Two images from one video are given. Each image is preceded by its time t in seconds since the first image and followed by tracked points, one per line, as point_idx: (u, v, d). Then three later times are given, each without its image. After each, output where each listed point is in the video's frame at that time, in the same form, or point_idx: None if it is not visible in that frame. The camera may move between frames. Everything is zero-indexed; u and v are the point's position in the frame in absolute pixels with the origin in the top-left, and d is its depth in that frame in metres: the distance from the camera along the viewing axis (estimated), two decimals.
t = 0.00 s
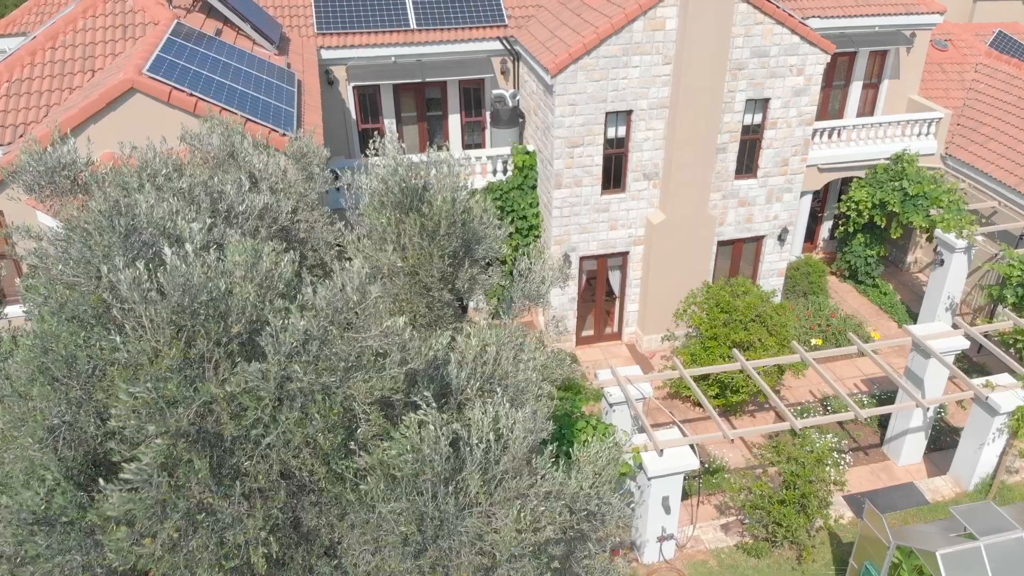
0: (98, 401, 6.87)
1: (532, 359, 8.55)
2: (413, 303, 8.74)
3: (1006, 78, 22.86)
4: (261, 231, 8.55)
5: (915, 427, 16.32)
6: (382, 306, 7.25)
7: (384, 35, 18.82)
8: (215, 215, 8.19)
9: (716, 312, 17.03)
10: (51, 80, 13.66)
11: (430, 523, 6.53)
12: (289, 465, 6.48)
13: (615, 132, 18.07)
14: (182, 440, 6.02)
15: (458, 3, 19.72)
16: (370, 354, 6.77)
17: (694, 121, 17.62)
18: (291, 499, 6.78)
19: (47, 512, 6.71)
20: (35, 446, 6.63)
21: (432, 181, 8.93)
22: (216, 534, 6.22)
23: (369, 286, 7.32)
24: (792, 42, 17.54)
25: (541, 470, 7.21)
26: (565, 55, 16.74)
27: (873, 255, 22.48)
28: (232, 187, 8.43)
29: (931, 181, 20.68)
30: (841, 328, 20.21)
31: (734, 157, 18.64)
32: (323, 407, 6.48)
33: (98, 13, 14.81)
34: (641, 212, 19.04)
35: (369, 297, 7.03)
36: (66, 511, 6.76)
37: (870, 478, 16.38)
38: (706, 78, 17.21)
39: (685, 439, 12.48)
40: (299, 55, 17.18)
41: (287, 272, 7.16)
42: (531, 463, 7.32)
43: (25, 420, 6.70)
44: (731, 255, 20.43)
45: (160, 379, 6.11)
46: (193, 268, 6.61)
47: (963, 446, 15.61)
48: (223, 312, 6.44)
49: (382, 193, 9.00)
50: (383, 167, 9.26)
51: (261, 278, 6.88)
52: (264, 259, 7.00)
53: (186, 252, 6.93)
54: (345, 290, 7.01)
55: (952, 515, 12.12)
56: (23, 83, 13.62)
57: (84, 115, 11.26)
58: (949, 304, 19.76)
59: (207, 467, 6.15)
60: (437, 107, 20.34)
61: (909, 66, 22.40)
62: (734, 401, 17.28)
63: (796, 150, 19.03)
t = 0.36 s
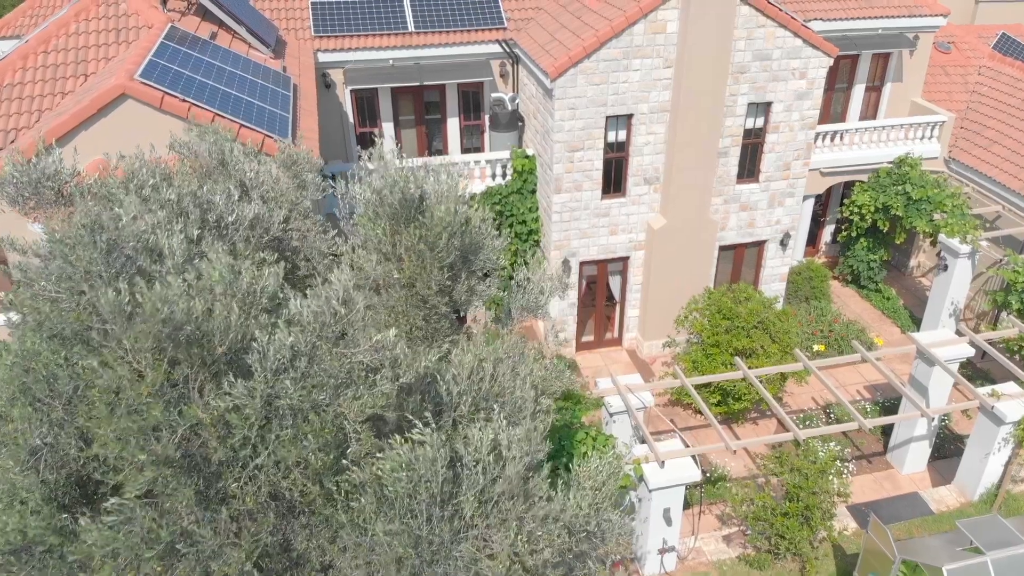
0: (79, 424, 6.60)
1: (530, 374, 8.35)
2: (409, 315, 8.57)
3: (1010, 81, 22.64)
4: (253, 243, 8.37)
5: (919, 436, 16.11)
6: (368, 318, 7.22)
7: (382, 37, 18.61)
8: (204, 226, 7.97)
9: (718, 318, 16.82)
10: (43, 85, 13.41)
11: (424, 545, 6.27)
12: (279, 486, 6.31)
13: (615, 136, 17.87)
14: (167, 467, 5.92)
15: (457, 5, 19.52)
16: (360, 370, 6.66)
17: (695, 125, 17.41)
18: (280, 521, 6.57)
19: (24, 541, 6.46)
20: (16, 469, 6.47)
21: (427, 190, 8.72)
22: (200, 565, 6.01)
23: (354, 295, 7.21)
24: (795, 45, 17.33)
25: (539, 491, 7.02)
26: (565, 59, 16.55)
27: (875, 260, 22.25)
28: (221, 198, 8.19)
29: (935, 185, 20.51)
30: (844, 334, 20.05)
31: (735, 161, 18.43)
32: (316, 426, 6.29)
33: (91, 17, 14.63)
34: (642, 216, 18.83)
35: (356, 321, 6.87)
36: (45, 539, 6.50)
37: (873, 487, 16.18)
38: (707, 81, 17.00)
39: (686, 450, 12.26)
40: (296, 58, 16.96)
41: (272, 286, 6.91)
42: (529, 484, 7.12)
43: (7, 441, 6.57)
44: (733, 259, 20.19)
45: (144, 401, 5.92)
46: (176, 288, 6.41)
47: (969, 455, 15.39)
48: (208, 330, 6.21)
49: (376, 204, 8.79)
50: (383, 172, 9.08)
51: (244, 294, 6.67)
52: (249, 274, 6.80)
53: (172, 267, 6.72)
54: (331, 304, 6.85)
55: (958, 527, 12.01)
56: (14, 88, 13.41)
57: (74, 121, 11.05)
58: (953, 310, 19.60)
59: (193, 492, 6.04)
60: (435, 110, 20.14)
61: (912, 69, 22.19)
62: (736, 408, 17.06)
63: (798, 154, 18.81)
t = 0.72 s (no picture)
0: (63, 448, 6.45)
1: (532, 390, 8.12)
2: (406, 329, 8.31)
3: (1016, 83, 22.36)
4: (245, 255, 8.11)
5: (926, 445, 15.88)
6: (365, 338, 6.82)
7: (380, 39, 18.34)
8: (193, 238, 7.70)
9: (722, 325, 16.58)
10: (35, 89, 13.14)
11: None
12: (270, 512, 6.03)
13: (617, 139, 17.61)
14: (152, 494, 5.71)
15: (456, 7, 19.27)
16: (355, 391, 6.28)
17: (698, 128, 17.17)
18: (272, 547, 6.27)
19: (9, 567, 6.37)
20: None
21: (426, 199, 8.47)
22: None
23: (350, 316, 6.85)
24: (800, 47, 17.07)
25: (540, 521, 6.75)
26: (566, 62, 16.29)
27: (880, 264, 21.98)
28: (211, 209, 7.86)
29: (940, 189, 20.25)
30: (849, 339, 19.82)
31: (739, 164, 18.16)
32: (310, 450, 6.06)
33: (83, 20, 14.34)
34: (644, 220, 18.57)
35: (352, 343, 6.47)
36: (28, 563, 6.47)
37: (879, 496, 15.96)
38: (710, 84, 16.74)
39: (691, 462, 12.01)
40: (293, 61, 16.71)
41: (260, 300, 6.56)
42: (531, 513, 6.86)
43: None
44: (736, 264, 19.93)
45: (128, 425, 5.71)
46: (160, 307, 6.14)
47: (977, 465, 15.13)
48: (192, 351, 5.90)
49: (372, 215, 8.48)
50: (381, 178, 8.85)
51: (230, 311, 6.31)
52: (237, 290, 6.43)
53: (157, 282, 6.45)
54: (327, 322, 6.49)
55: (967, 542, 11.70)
56: (6, 92, 13.17)
57: (65, 126, 10.79)
58: (959, 316, 19.37)
59: (180, 519, 5.81)
60: (434, 113, 19.89)
61: (917, 70, 21.92)
62: (739, 416, 16.84)
63: (803, 158, 18.54)
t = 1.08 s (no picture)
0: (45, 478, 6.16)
1: (535, 412, 7.85)
2: (401, 350, 7.95)
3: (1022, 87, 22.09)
4: (237, 273, 7.83)
5: (934, 456, 15.62)
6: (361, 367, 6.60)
7: (379, 43, 18.07)
8: (184, 255, 7.40)
9: (726, 334, 16.35)
10: (26, 96, 12.86)
11: None
12: (261, 550, 5.73)
13: (619, 145, 17.33)
14: (137, 530, 5.42)
15: (456, 11, 19.03)
16: (349, 427, 6.04)
17: (701, 134, 16.91)
18: None
19: None
20: None
21: (423, 212, 8.21)
22: None
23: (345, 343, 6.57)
24: (805, 52, 16.80)
25: (546, 553, 6.41)
26: (568, 67, 16.01)
27: (885, 270, 21.75)
28: (203, 224, 7.60)
29: (947, 195, 19.92)
30: (855, 347, 19.56)
31: (744, 170, 17.90)
32: (302, 491, 5.80)
33: (76, 25, 14.09)
34: (646, 227, 18.31)
35: (341, 379, 6.14)
36: None
37: (886, 508, 15.71)
38: (714, 90, 16.48)
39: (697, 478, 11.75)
40: (290, 66, 16.44)
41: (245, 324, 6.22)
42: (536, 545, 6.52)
43: None
44: (740, 271, 19.68)
45: (112, 455, 5.40)
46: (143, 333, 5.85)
47: (986, 478, 14.88)
48: (178, 376, 5.71)
49: (367, 232, 8.18)
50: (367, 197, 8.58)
51: (217, 334, 6.00)
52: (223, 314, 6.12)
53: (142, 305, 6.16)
54: (319, 351, 6.21)
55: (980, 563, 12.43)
56: None
57: (56, 135, 10.53)
58: (965, 323, 19.11)
59: (167, 556, 5.52)
60: (434, 118, 19.62)
61: (922, 74, 21.64)
62: (744, 427, 16.62)
63: (808, 163, 18.27)
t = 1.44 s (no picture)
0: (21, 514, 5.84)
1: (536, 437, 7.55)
2: (394, 370, 7.62)
3: None
4: (226, 291, 7.52)
5: (943, 468, 15.30)
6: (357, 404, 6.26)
7: (377, 46, 17.77)
8: (168, 278, 7.07)
9: (731, 344, 16.04)
10: (15, 102, 12.54)
11: None
12: None
13: (622, 150, 17.01)
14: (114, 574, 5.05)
15: (455, 13, 18.72)
16: (339, 467, 5.78)
17: (705, 139, 16.58)
18: None
19: None
20: None
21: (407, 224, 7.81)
22: None
23: (341, 379, 6.24)
24: (811, 55, 16.49)
25: None
26: (569, 71, 15.67)
27: (891, 276, 21.40)
28: (191, 240, 7.29)
29: (954, 201, 19.67)
30: (861, 354, 19.45)
31: (748, 176, 17.59)
32: (287, 533, 5.59)
33: (66, 29, 13.81)
34: (649, 234, 18.00)
35: (332, 418, 5.84)
36: None
37: (893, 521, 15.43)
38: (719, 93, 16.15)
39: (702, 495, 11.44)
40: (286, 70, 16.12)
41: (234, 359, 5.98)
42: None
43: None
44: (744, 277, 19.35)
45: (87, 494, 5.04)
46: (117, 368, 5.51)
47: (996, 492, 14.58)
48: (160, 408, 5.42)
49: (353, 249, 7.83)
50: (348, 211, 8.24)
51: (202, 369, 5.77)
52: (210, 347, 5.89)
53: (123, 332, 5.87)
54: (310, 391, 5.89)
55: None
56: None
57: (42, 144, 10.22)
58: (973, 331, 18.81)
59: None
60: (433, 122, 19.28)
61: (929, 77, 21.32)
62: (749, 438, 16.31)
63: (813, 169, 17.95)
